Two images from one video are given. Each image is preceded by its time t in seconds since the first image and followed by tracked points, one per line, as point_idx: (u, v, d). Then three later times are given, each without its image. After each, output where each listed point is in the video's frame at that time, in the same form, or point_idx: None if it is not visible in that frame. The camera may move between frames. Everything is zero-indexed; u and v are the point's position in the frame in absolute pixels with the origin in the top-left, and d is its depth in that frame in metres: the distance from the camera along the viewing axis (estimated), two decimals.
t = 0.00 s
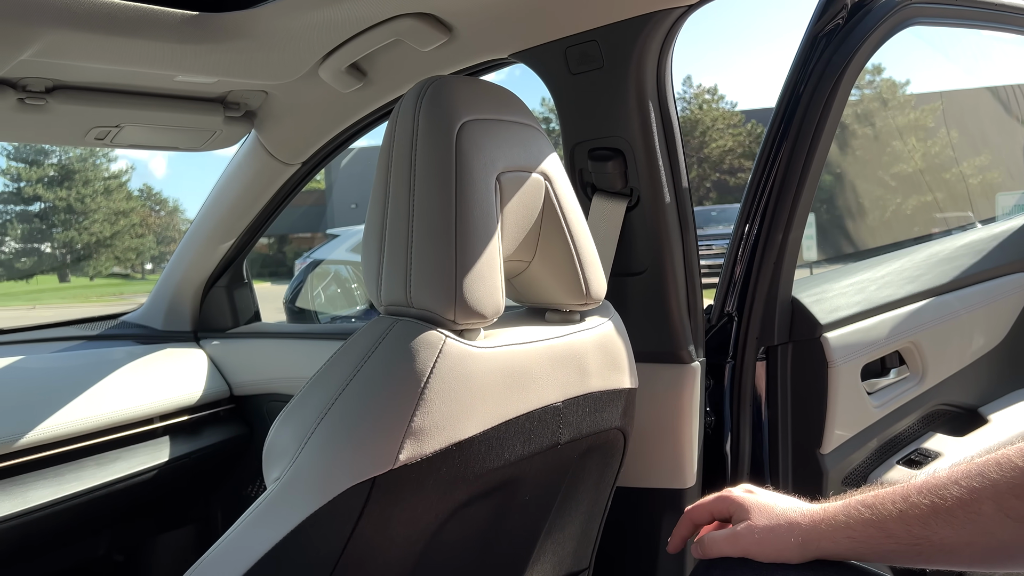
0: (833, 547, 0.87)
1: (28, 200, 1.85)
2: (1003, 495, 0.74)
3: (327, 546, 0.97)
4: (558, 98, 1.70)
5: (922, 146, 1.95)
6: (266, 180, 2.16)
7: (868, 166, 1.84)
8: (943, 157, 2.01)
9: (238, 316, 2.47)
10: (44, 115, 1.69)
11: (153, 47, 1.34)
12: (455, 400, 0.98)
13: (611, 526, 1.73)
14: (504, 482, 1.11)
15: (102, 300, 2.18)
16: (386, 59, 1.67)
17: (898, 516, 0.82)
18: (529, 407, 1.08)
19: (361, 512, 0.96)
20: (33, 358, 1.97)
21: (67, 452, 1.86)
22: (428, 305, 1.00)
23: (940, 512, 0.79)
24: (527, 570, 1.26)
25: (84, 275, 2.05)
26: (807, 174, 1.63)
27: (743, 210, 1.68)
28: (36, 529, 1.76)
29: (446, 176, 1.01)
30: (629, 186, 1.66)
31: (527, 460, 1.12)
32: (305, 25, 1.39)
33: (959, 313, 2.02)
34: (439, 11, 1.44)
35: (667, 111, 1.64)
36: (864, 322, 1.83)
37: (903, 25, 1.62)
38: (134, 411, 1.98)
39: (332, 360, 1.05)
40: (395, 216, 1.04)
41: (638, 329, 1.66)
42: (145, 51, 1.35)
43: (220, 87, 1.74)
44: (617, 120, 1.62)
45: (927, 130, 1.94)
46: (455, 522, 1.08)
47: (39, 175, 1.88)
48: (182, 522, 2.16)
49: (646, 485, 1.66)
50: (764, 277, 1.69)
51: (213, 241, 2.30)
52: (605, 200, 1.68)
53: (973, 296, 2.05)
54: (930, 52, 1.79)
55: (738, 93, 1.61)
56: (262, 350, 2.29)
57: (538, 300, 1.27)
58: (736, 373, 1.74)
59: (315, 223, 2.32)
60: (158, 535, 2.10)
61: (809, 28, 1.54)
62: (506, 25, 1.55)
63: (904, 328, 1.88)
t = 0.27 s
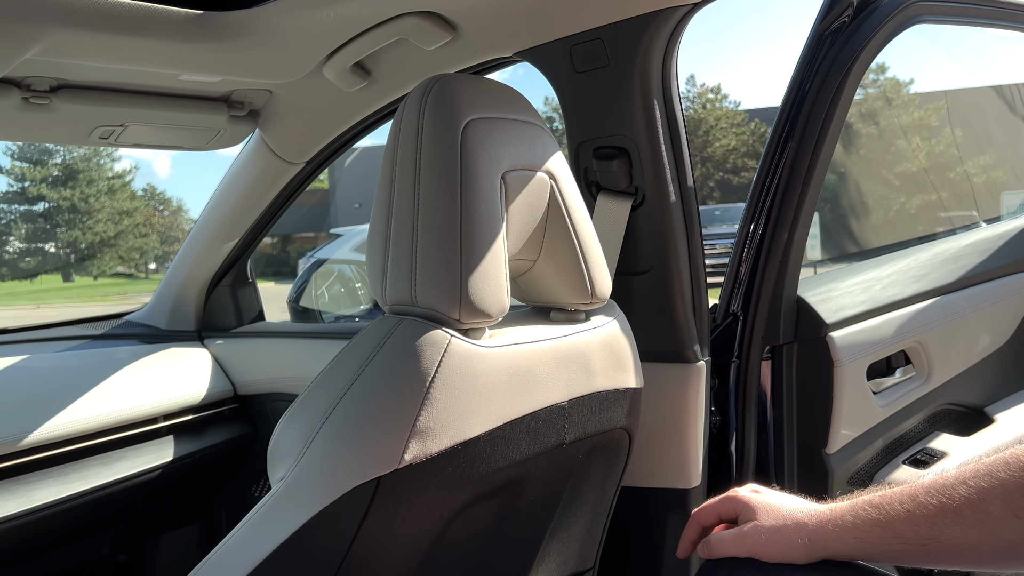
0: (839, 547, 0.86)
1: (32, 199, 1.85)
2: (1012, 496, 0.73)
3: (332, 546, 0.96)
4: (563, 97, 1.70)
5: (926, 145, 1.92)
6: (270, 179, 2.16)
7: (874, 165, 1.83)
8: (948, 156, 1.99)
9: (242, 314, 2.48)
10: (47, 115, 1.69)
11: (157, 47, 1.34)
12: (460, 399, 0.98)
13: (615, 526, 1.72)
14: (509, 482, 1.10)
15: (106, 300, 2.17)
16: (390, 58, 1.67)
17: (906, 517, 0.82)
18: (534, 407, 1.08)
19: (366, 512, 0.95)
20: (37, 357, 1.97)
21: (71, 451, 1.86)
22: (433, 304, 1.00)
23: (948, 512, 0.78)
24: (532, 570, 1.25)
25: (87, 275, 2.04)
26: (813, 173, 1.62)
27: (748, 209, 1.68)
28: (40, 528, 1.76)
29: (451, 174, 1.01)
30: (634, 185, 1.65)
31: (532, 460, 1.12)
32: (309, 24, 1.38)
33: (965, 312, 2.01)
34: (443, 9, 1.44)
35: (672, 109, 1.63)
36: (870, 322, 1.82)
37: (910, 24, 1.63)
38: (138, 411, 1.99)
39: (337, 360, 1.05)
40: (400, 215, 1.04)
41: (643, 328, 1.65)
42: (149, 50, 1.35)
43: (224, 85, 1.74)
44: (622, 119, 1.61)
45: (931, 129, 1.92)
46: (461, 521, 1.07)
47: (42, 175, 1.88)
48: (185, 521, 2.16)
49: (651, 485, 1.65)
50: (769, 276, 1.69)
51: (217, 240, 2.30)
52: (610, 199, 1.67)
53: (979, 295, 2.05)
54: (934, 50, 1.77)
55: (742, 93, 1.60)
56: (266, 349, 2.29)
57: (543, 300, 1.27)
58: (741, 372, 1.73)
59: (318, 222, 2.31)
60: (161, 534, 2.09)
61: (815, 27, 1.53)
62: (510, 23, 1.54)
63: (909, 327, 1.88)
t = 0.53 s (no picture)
0: (841, 545, 0.86)
1: (35, 198, 1.85)
2: (1014, 495, 0.73)
3: (334, 543, 0.97)
4: (565, 95, 1.70)
5: (930, 144, 1.94)
6: (272, 178, 2.17)
7: (876, 164, 1.83)
8: (950, 155, 2.00)
9: (244, 313, 2.49)
10: (51, 113, 1.69)
11: (159, 45, 1.34)
12: (462, 397, 0.98)
13: (617, 524, 1.73)
14: (511, 480, 1.11)
15: (109, 299, 2.17)
16: (392, 57, 1.67)
17: (908, 515, 0.82)
18: (536, 405, 1.08)
19: (367, 510, 0.96)
20: (40, 356, 1.98)
21: (74, 450, 1.87)
22: (434, 302, 1.00)
23: (950, 511, 0.78)
24: (534, 568, 1.26)
25: (91, 275, 2.05)
26: (815, 171, 1.62)
27: (750, 207, 1.68)
28: (44, 526, 1.77)
29: (452, 172, 1.01)
30: (636, 183, 1.65)
31: (533, 458, 1.12)
32: (311, 22, 1.38)
33: (968, 311, 2.01)
34: (444, 8, 1.44)
35: (674, 107, 1.63)
36: (872, 320, 1.81)
37: (910, 23, 1.61)
38: (140, 409, 1.99)
39: (338, 358, 1.05)
40: (401, 213, 1.04)
41: (645, 326, 1.65)
42: (151, 49, 1.35)
43: (226, 84, 1.74)
44: (624, 117, 1.61)
45: (935, 127, 1.93)
46: (462, 519, 1.08)
47: (45, 175, 1.89)
48: (187, 519, 2.16)
49: (653, 483, 1.65)
50: (771, 275, 1.68)
51: (219, 239, 2.31)
52: (612, 198, 1.67)
53: (981, 294, 2.04)
54: (937, 50, 1.77)
55: (745, 91, 1.60)
56: (268, 348, 2.29)
57: (544, 297, 1.27)
58: (743, 371, 1.73)
59: (320, 220, 2.31)
60: (164, 532, 2.10)
61: (817, 24, 1.54)
62: (512, 21, 1.54)
63: (911, 326, 1.87)
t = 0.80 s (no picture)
0: (842, 543, 0.86)
1: (37, 197, 1.86)
2: (1016, 494, 0.73)
3: (337, 542, 0.97)
4: (567, 94, 1.70)
5: (932, 143, 1.94)
6: (274, 177, 2.17)
7: (878, 163, 1.82)
8: (953, 153, 2.00)
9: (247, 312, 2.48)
10: (54, 112, 1.70)
11: (162, 44, 1.35)
12: (464, 395, 0.98)
13: (619, 522, 1.73)
14: (513, 478, 1.11)
15: (112, 298, 2.17)
16: (395, 56, 1.67)
17: (910, 514, 0.82)
18: (538, 403, 1.08)
19: (370, 508, 0.96)
20: (44, 355, 1.98)
21: (77, 448, 1.87)
22: (437, 300, 1.00)
23: (952, 510, 0.78)
24: (537, 566, 1.26)
25: (93, 274, 2.06)
26: (817, 170, 1.62)
27: (753, 206, 1.68)
28: (47, 524, 1.77)
29: (455, 170, 1.01)
30: (638, 182, 1.65)
31: (536, 456, 1.12)
32: (314, 21, 1.39)
33: (970, 310, 2.00)
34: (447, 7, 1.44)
35: (676, 105, 1.63)
36: (874, 319, 1.81)
37: (912, 21, 1.59)
38: (143, 407, 2.00)
39: (341, 356, 1.05)
40: (404, 211, 1.04)
41: (647, 325, 1.65)
42: (155, 48, 1.35)
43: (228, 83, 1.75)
44: (626, 115, 1.61)
45: (938, 126, 1.93)
46: (465, 517, 1.08)
47: (48, 174, 1.89)
48: (190, 518, 2.17)
49: (655, 481, 1.65)
50: (773, 274, 1.68)
51: (221, 238, 2.31)
52: (614, 196, 1.67)
53: (984, 293, 2.04)
54: (940, 49, 1.77)
55: (747, 90, 1.59)
56: (270, 346, 2.30)
57: (547, 296, 1.27)
58: (745, 369, 1.73)
59: (322, 219, 2.32)
60: (167, 530, 2.10)
61: (819, 23, 1.53)
62: (514, 20, 1.54)
63: (914, 325, 1.87)
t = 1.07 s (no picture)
0: (844, 540, 0.86)
1: (39, 196, 1.87)
2: (1018, 489, 0.74)
3: (339, 537, 0.97)
4: (568, 92, 1.70)
5: (934, 141, 1.94)
6: (275, 174, 2.17)
7: (879, 161, 1.82)
8: (954, 152, 2.00)
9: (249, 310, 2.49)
10: (56, 110, 1.70)
11: (165, 42, 1.35)
12: (466, 392, 0.99)
13: (620, 518, 1.73)
14: (514, 474, 1.11)
15: (114, 295, 2.17)
16: (396, 53, 1.68)
17: (912, 510, 0.82)
18: (539, 399, 1.08)
19: (372, 503, 0.96)
20: (47, 352, 1.99)
21: (80, 445, 1.88)
22: (439, 297, 1.00)
23: (954, 505, 0.78)
24: (537, 562, 1.26)
25: (95, 272, 2.06)
26: (818, 167, 1.61)
27: (754, 204, 1.67)
28: (50, 521, 1.78)
29: (456, 167, 1.01)
30: (639, 179, 1.65)
31: (537, 452, 1.12)
32: (316, 19, 1.39)
33: (972, 307, 2.00)
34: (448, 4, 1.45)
35: (677, 102, 1.63)
36: (875, 316, 1.81)
37: (913, 19, 1.59)
38: (145, 405, 2.00)
39: (343, 353, 1.05)
40: (406, 208, 1.04)
41: (648, 322, 1.66)
42: (157, 45, 1.36)
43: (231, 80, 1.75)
44: (627, 112, 1.61)
45: (939, 124, 1.93)
46: (466, 512, 1.08)
47: (50, 172, 1.90)
48: (192, 515, 2.18)
49: (656, 477, 1.66)
50: (775, 271, 1.68)
51: (223, 235, 2.31)
52: (615, 194, 1.68)
53: (985, 290, 2.04)
54: (942, 48, 1.77)
55: (748, 89, 1.61)
56: (272, 344, 2.30)
57: (548, 293, 1.28)
58: (746, 366, 1.74)
59: (324, 217, 2.34)
60: (168, 528, 2.11)
61: (821, 21, 1.53)
62: (516, 17, 1.55)
63: (915, 322, 1.87)
